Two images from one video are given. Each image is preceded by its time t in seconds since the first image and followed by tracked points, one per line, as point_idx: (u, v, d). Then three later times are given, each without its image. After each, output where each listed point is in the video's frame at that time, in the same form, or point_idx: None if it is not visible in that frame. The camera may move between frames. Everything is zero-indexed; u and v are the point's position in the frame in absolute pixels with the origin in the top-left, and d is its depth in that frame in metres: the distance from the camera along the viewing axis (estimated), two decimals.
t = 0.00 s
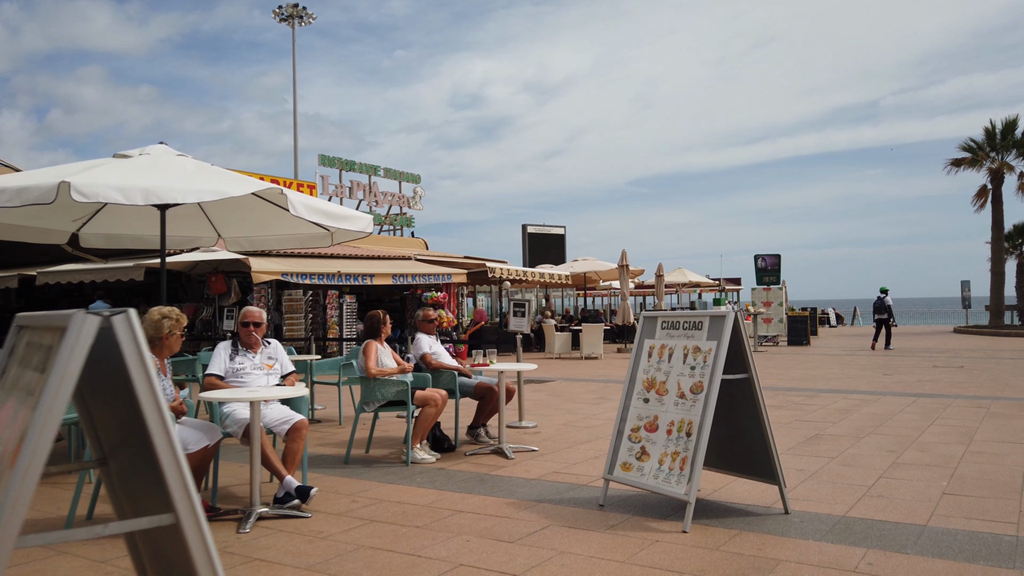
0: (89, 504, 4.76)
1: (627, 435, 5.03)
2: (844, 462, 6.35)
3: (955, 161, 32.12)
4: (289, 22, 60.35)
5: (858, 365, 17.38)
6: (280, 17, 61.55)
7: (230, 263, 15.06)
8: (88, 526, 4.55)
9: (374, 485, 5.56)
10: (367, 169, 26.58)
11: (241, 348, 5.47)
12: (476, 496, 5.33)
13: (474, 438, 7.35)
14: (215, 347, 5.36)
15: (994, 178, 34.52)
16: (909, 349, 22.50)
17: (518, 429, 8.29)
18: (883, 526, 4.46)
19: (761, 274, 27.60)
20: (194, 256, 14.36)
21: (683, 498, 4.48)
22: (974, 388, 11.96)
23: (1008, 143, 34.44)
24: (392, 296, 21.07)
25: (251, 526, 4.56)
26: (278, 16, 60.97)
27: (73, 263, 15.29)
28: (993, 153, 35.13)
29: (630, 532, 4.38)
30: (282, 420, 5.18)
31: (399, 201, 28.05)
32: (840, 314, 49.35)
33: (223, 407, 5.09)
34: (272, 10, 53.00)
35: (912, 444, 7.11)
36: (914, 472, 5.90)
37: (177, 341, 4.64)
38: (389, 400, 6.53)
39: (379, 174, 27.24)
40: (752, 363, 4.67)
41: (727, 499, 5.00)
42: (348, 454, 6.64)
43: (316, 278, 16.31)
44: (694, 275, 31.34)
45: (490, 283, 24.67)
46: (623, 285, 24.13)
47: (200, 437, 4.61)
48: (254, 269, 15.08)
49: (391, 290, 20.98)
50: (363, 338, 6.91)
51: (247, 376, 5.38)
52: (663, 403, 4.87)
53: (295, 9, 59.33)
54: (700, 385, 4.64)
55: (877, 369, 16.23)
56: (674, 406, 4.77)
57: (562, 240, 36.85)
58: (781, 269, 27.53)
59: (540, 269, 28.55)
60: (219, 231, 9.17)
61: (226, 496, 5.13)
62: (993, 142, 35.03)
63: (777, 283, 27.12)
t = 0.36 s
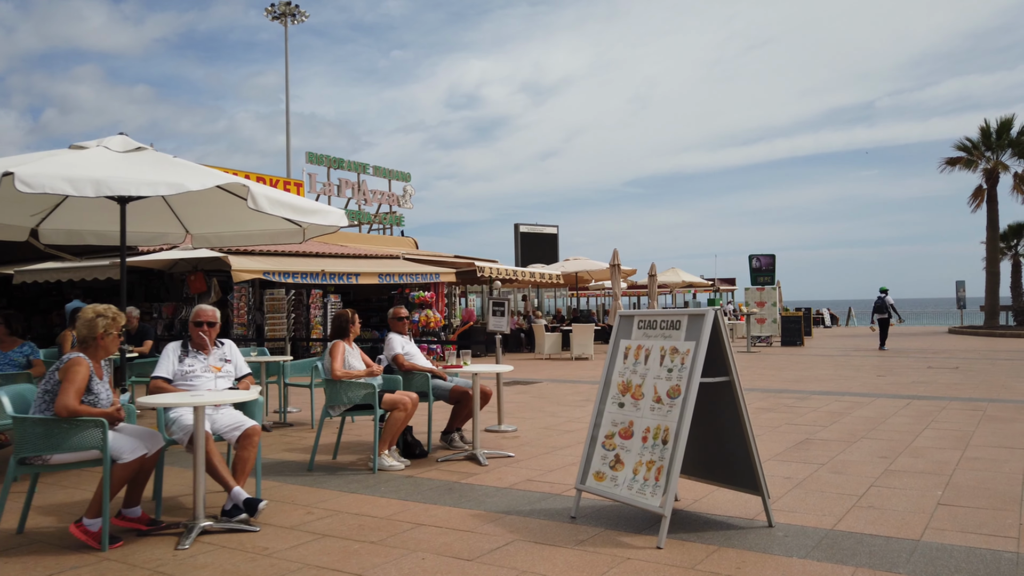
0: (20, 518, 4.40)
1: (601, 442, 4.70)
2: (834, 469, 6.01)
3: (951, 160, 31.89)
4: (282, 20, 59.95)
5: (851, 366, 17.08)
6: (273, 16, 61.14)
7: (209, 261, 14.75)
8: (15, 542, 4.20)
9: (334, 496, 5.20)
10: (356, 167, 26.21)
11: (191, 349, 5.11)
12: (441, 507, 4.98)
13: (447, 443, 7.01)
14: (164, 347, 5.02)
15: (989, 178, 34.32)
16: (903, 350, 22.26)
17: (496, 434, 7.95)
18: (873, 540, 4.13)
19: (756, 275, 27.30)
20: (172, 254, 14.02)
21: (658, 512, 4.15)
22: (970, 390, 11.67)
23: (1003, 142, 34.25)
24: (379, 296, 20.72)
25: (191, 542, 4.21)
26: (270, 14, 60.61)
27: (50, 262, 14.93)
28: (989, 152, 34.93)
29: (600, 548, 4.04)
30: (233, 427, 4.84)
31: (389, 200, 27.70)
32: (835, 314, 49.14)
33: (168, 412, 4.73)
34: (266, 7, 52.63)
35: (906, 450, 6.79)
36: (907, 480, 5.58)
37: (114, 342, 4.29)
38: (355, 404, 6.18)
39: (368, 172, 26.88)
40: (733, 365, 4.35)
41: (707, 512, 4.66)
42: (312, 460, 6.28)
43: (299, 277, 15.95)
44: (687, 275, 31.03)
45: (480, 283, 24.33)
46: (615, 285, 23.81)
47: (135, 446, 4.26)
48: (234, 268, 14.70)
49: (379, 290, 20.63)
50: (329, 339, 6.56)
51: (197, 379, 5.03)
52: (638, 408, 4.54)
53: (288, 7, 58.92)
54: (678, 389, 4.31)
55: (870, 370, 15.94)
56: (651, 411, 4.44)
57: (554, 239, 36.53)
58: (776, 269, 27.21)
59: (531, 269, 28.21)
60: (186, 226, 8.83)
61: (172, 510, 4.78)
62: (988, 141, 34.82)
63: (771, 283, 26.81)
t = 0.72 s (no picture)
0: None
1: (572, 456, 4.35)
2: (825, 482, 5.67)
3: (950, 160, 31.58)
4: (277, 19, 59.61)
5: (848, 368, 16.79)
6: (268, 15, 60.82)
7: (190, 261, 14.39)
8: None
9: (289, 513, 4.86)
10: (347, 166, 25.87)
11: (136, 356, 4.76)
12: (402, 525, 4.63)
13: (420, 453, 6.66)
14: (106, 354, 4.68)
15: (988, 177, 34.05)
16: (902, 351, 21.96)
17: (474, 442, 7.60)
18: (864, 565, 3.79)
19: (753, 275, 26.97)
20: (151, 254, 13.67)
21: (629, 534, 3.80)
22: (969, 393, 11.35)
23: (1002, 142, 33.97)
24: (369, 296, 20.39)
25: (121, 568, 3.87)
26: (265, 14, 60.29)
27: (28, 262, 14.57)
28: (988, 152, 34.63)
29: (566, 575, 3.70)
30: (178, 441, 4.50)
31: (381, 199, 27.36)
32: (833, 314, 48.86)
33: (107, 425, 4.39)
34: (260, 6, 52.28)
35: (902, 460, 6.45)
36: (902, 495, 5.23)
37: (41, 350, 3.95)
38: (318, 412, 5.82)
39: (359, 171, 26.54)
40: (713, 374, 4.01)
41: (687, 533, 4.31)
42: (274, 472, 5.93)
43: (283, 277, 15.59)
44: (684, 275, 30.73)
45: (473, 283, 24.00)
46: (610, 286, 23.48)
47: (60, 463, 3.91)
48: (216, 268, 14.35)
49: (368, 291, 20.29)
50: (294, 343, 6.21)
51: (141, 388, 4.68)
52: (611, 420, 4.19)
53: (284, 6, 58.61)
54: (652, 400, 3.97)
55: (868, 372, 15.64)
56: (623, 424, 4.09)
57: (550, 239, 36.21)
58: (774, 270, 26.88)
59: (526, 269, 27.87)
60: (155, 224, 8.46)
61: (109, 529, 4.44)
62: (987, 141, 34.52)
63: (769, 284, 26.49)
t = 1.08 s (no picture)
0: None
1: (545, 467, 3.97)
2: (824, 492, 5.28)
3: (952, 158, 31.18)
4: (275, 17, 59.31)
5: (849, 369, 16.41)
6: (267, 12, 60.40)
7: (172, 259, 14.06)
8: None
9: (242, 527, 4.49)
10: (341, 163, 25.54)
11: (76, 357, 4.40)
12: (362, 541, 4.26)
13: (395, 459, 6.28)
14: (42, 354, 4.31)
15: (991, 176, 33.65)
16: (904, 352, 21.57)
17: (455, 447, 7.24)
18: None
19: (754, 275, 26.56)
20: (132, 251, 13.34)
21: (605, 556, 3.43)
22: (975, 396, 10.98)
23: (1005, 139, 33.56)
24: (361, 296, 20.10)
25: None
26: (263, 12, 59.99)
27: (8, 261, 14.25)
28: (991, 150, 34.20)
29: None
30: (119, 449, 4.12)
31: (375, 197, 27.01)
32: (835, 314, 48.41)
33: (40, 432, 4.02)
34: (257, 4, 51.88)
35: (906, 468, 6.07)
36: (906, 507, 4.85)
37: None
38: (281, 418, 5.46)
39: (353, 168, 26.20)
40: (699, 377, 3.64)
41: (672, 550, 3.94)
42: (235, 481, 5.56)
43: (269, 275, 15.27)
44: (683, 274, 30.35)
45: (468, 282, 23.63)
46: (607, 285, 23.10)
47: None
48: (199, 266, 14.01)
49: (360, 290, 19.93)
50: (258, 343, 5.87)
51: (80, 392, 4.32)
52: (588, 428, 3.82)
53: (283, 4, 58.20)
54: (631, 406, 3.59)
55: (870, 373, 15.25)
56: (600, 432, 3.72)
57: (548, 238, 35.85)
58: (775, 269, 26.46)
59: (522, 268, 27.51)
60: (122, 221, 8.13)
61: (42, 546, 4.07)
62: (991, 138, 34.10)
63: (770, 283, 26.07)
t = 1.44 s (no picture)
0: None
1: (508, 474, 3.60)
2: (816, 498, 4.93)
3: (952, 155, 30.83)
4: (272, 14, 59.06)
5: (847, 368, 16.07)
6: (262, 9, 59.98)
7: (152, 254, 13.72)
8: None
9: (182, 539, 4.16)
10: (332, 159, 25.19)
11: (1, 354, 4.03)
12: (310, 554, 3.91)
13: (364, 463, 5.92)
14: None
15: (991, 173, 33.31)
16: (903, 351, 21.26)
17: (430, 449, 6.88)
18: None
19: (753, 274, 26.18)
20: (110, 247, 12.99)
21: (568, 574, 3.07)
22: (976, 396, 10.64)
23: (1006, 137, 33.20)
24: (350, 294, 20.05)
25: None
26: (259, 9, 59.83)
27: None
28: (991, 147, 33.86)
29: None
30: (41, 456, 3.76)
31: (368, 194, 26.67)
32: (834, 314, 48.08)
33: None
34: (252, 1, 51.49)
35: (904, 471, 5.72)
36: (904, 516, 4.49)
37: None
38: (237, 419, 5.09)
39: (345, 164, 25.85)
40: (674, 375, 3.28)
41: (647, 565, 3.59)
42: (188, 486, 5.20)
43: (251, 271, 14.95)
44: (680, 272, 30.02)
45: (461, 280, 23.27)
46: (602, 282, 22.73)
47: None
48: (180, 261, 13.66)
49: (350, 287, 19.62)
50: (215, 339, 5.45)
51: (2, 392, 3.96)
52: (553, 430, 3.45)
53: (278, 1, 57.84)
54: (600, 407, 3.23)
55: (868, 372, 14.93)
56: (566, 435, 3.35)
57: (544, 236, 35.51)
58: (773, 268, 26.08)
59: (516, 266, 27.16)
60: (85, 209, 7.81)
61: None
62: (991, 136, 33.74)
63: (769, 282, 25.70)
